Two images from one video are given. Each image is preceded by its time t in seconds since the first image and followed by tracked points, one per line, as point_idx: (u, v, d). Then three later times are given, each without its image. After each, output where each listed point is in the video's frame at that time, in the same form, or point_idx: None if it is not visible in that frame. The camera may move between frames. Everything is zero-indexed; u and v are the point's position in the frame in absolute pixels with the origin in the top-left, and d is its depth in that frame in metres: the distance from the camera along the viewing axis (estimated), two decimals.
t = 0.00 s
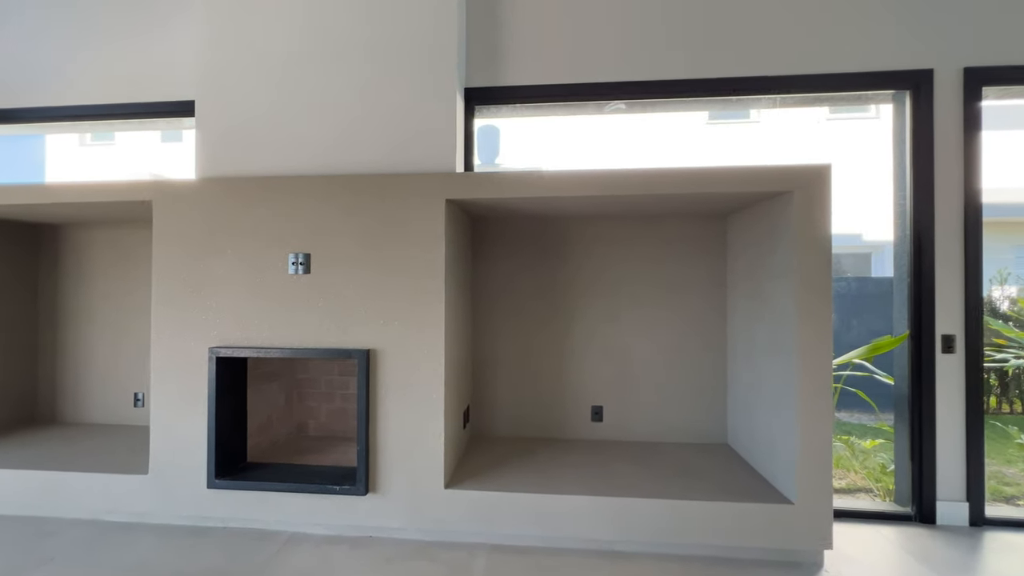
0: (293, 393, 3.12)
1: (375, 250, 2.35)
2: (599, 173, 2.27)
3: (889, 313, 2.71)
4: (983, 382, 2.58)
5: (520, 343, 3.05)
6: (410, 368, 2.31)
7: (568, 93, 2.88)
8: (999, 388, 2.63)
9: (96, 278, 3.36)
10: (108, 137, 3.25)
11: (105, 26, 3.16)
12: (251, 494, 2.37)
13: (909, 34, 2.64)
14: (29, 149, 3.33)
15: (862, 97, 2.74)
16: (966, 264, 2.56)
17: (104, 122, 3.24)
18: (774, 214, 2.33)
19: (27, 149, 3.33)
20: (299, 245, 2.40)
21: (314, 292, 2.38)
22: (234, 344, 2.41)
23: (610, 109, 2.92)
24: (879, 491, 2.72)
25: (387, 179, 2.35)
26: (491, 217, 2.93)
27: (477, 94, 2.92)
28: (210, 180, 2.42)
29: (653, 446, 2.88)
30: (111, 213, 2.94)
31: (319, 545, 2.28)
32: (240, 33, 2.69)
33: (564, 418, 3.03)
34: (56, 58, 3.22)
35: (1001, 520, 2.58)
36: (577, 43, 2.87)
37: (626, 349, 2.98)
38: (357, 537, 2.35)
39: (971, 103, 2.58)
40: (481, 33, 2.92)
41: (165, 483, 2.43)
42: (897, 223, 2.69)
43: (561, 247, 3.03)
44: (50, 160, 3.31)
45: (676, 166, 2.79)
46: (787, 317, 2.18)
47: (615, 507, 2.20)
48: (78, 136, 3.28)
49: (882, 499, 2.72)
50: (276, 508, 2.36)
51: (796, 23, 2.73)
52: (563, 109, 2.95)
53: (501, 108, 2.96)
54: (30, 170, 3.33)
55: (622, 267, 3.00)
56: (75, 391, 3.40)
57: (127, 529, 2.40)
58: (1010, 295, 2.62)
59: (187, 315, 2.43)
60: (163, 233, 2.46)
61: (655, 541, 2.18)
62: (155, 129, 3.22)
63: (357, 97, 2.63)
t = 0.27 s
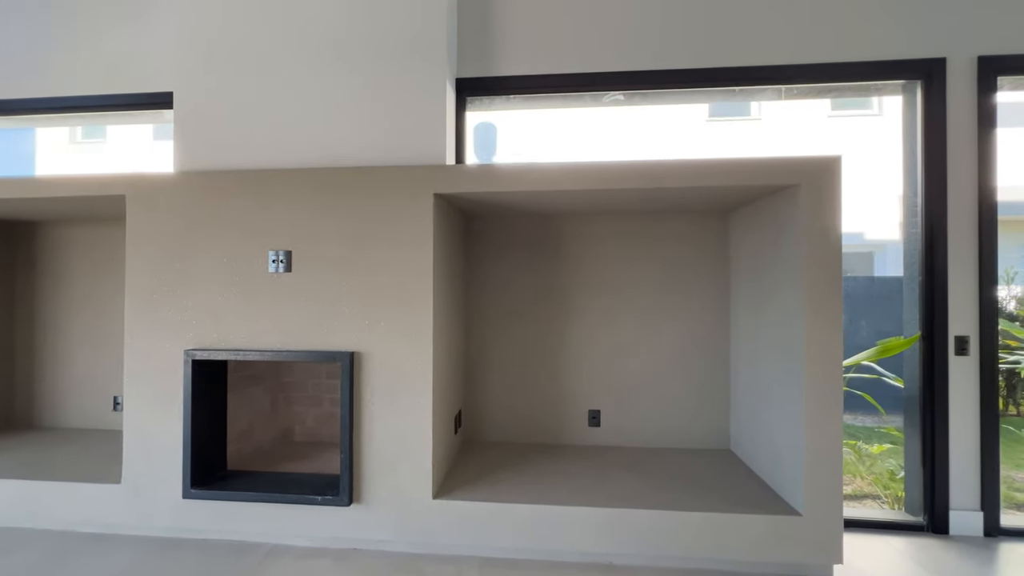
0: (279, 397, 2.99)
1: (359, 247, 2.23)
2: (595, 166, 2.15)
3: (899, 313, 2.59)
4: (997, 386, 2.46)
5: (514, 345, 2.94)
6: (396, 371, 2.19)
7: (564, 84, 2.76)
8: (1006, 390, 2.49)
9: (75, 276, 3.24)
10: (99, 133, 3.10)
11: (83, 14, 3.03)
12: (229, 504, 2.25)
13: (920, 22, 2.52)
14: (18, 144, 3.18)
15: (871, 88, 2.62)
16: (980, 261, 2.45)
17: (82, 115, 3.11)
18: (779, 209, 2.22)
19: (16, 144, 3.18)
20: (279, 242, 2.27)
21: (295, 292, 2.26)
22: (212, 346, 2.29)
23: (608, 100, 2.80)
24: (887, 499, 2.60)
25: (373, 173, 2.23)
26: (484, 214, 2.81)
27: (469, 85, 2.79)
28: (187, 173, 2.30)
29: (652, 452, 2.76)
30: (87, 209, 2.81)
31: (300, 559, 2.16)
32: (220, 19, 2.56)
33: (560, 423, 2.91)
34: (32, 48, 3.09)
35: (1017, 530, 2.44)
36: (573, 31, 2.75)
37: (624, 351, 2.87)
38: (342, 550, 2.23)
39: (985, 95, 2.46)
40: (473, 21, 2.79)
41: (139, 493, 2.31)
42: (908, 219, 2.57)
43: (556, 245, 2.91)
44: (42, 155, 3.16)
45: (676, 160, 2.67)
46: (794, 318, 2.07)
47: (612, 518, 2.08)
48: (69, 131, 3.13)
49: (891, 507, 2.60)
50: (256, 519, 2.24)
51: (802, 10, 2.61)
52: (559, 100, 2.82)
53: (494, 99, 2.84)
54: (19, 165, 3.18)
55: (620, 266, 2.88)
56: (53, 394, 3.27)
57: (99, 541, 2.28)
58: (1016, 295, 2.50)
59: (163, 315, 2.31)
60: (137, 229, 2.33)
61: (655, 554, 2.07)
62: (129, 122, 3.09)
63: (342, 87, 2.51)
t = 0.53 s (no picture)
0: (264, 403, 2.90)
1: (344, 248, 2.15)
2: (589, 162, 2.06)
3: (903, 316, 2.51)
4: (1005, 390, 2.38)
5: (506, 348, 2.85)
6: (382, 377, 2.10)
7: (557, 79, 2.67)
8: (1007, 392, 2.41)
9: (55, 278, 3.14)
10: (93, 132, 3.00)
11: (62, 7, 2.94)
12: (208, 515, 2.16)
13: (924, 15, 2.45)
14: (10, 141, 3.07)
15: (874, 83, 2.54)
16: (987, 262, 2.37)
17: (61, 111, 3.02)
18: (780, 208, 2.14)
19: (6, 141, 3.07)
20: (260, 242, 2.18)
21: (277, 294, 2.17)
22: (190, 350, 2.20)
23: (603, 96, 2.72)
24: (891, 506, 2.55)
25: (357, 170, 2.15)
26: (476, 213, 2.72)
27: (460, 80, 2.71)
28: (164, 170, 2.21)
29: (649, 459, 2.67)
30: (65, 208, 2.71)
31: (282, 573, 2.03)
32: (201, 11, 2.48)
33: (554, 428, 2.82)
34: (10, 42, 2.99)
35: None
36: (567, 25, 2.66)
37: (620, 355, 2.78)
38: (326, 563, 2.11)
39: (992, 90, 2.38)
40: (464, 15, 2.71)
41: (115, 502, 2.22)
42: (912, 219, 2.50)
43: (550, 245, 2.83)
44: (35, 153, 3.04)
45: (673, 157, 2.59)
46: (797, 321, 1.98)
47: (607, 530, 1.99)
48: (63, 130, 3.02)
49: (894, 515, 2.54)
50: (236, 531, 2.15)
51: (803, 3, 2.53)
52: (552, 96, 2.74)
53: (485, 95, 2.76)
54: (7, 163, 3.06)
55: (615, 266, 2.79)
56: (32, 399, 3.17)
57: (71, 553, 2.17)
58: (1017, 295, 2.42)
59: (139, 318, 2.22)
60: (113, 228, 2.24)
61: (652, 568, 1.98)
62: (110, 118, 2.99)
63: (327, 81, 2.42)
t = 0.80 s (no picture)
0: (250, 408, 2.87)
1: (326, 252, 2.12)
2: (575, 166, 2.04)
3: (892, 320, 2.50)
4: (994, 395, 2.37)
5: (495, 353, 2.82)
6: (365, 383, 2.07)
7: (545, 81, 2.65)
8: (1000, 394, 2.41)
9: (38, 281, 3.09)
10: (83, 133, 2.97)
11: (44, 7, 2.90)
12: (188, 524, 2.12)
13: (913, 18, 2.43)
14: None
15: (862, 86, 2.52)
16: (976, 266, 2.35)
17: (45, 113, 2.98)
18: (768, 212, 2.12)
19: None
20: (242, 246, 2.15)
21: (258, 299, 2.14)
22: (171, 356, 2.16)
23: (591, 98, 2.70)
24: (881, 511, 2.51)
25: (340, 174, 2.12)
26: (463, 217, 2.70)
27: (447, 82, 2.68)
28: (143, 173, 2.17)
29: (638, 464, 2.65)
30: (46, 211, 2.67)
31: None
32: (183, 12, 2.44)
33: (543, 434, 2.80)
34: None
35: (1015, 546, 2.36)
36: (555, 26, 2.64)
37: (609, 359, 2.76)
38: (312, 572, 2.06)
39: (981, 93, 2.37)
40: (451, 16, 2.68)
41: (94, 511, 2.18)
42: (902, 222, 2.48)
43: (538, 248, 2.80)
44: (23, 152, 3.03)
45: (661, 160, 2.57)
46: (783, 326, 1.96)
47: (592, 538, 1.96)
48: (52, 129, 3.01)
49: (885, 519, 2.51)
50: (217, 539, 2.12)
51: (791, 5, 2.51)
52: (540, 98, 2.72)
53: (473, 97, 2.73)
54: None
55: (604, 270, 2.77)
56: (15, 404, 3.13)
57: (48, 563, 2.13)
58: (1011, 298, 2.41)
59: (118, 324, 2.18)
60: (92, 232, 2.21)
61: None
62: (93, 120, 2.96)
63: (311, 83, 2.39)
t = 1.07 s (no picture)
0: (232, 409, 2.86)
1: (305, 253, 2.11)
2: (554, 167, 2.05)
3: (871, 320, 2.52)
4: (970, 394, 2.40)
5: (477, 353, 2.83)
6: (344, 384, 2.07)
7: (527, 83, 2.66)
8: (985, 393, 2.44)
9: (18, 282, 3.07)
10: (71, 132, 2.97)
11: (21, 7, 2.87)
12: (166, 526, 2.12)
13: (890, 21, 2.46)
14: None
15: (841, 88, 2.55)
16: (953, 267, 2.38)
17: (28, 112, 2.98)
18: (746, 214, 2.13)
19: None
20: (220, 247, 2.14)
21: (237, 300, 2.13)
22: (149, 358, 2.15)
23: (573, 99, 2.71)
24: (862, 510, 2.53)
25: (319, 175, 2.11)
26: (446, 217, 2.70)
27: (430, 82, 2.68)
28: (121, 173, 2.16)
29: (620, 464, 2.67)
30: (26, 212, 2.66)
31: None
32: (163, 11, 2.43)
33: (526, 434, 2.80)
34: None
35: (990, 543, 2.39)
36: (538, 28, 2.64)
37: (591, 359, 2.77)
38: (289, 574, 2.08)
39: (957, 96, 2.39)
40: (433, 17, 2.68)
41: (71, 513, 2.16)
42: (880, 223, 2.51)
43: (522, 249, 2.81)
44: (13, 153, 3.04)
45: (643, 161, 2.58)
46: (760, 327, 1.98)
47: (571, 538, 1.97)
48: (41, 128, 3.01)
49: (865, 518, 2.53)
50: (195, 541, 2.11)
51: (771, 8, 2.53)
52: (522, 100, 2.72)
53: (456, 98, 2.73)
54: None
55: (587, 271, 2.78)
56: None
57: (24, 566, 2.12)
58: (995, 297, 2.45)
59: (96, 325, 2.17)
60: (69, 233, 2.19)
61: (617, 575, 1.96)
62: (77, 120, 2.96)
63: (291, 83, 2.38)
